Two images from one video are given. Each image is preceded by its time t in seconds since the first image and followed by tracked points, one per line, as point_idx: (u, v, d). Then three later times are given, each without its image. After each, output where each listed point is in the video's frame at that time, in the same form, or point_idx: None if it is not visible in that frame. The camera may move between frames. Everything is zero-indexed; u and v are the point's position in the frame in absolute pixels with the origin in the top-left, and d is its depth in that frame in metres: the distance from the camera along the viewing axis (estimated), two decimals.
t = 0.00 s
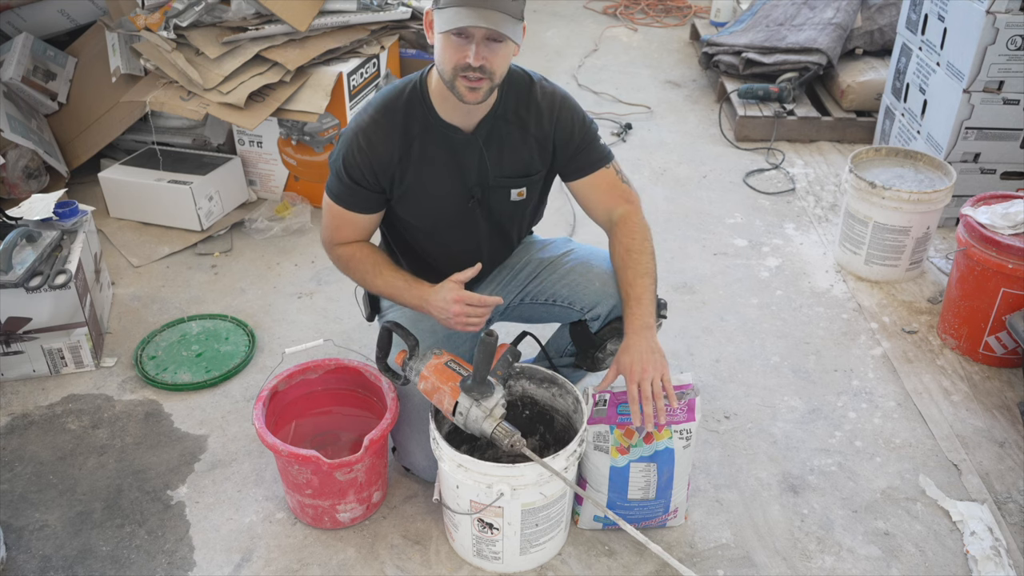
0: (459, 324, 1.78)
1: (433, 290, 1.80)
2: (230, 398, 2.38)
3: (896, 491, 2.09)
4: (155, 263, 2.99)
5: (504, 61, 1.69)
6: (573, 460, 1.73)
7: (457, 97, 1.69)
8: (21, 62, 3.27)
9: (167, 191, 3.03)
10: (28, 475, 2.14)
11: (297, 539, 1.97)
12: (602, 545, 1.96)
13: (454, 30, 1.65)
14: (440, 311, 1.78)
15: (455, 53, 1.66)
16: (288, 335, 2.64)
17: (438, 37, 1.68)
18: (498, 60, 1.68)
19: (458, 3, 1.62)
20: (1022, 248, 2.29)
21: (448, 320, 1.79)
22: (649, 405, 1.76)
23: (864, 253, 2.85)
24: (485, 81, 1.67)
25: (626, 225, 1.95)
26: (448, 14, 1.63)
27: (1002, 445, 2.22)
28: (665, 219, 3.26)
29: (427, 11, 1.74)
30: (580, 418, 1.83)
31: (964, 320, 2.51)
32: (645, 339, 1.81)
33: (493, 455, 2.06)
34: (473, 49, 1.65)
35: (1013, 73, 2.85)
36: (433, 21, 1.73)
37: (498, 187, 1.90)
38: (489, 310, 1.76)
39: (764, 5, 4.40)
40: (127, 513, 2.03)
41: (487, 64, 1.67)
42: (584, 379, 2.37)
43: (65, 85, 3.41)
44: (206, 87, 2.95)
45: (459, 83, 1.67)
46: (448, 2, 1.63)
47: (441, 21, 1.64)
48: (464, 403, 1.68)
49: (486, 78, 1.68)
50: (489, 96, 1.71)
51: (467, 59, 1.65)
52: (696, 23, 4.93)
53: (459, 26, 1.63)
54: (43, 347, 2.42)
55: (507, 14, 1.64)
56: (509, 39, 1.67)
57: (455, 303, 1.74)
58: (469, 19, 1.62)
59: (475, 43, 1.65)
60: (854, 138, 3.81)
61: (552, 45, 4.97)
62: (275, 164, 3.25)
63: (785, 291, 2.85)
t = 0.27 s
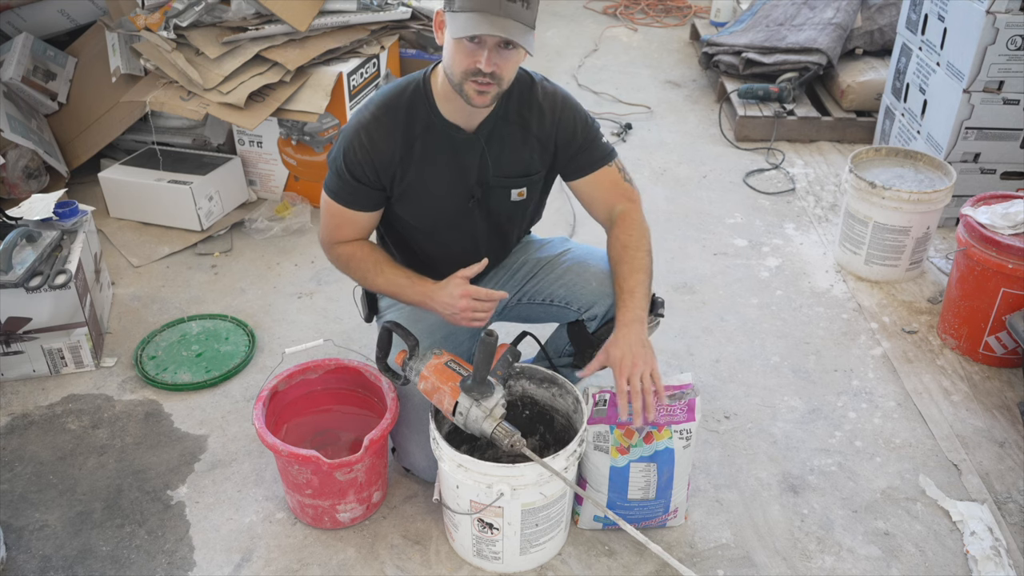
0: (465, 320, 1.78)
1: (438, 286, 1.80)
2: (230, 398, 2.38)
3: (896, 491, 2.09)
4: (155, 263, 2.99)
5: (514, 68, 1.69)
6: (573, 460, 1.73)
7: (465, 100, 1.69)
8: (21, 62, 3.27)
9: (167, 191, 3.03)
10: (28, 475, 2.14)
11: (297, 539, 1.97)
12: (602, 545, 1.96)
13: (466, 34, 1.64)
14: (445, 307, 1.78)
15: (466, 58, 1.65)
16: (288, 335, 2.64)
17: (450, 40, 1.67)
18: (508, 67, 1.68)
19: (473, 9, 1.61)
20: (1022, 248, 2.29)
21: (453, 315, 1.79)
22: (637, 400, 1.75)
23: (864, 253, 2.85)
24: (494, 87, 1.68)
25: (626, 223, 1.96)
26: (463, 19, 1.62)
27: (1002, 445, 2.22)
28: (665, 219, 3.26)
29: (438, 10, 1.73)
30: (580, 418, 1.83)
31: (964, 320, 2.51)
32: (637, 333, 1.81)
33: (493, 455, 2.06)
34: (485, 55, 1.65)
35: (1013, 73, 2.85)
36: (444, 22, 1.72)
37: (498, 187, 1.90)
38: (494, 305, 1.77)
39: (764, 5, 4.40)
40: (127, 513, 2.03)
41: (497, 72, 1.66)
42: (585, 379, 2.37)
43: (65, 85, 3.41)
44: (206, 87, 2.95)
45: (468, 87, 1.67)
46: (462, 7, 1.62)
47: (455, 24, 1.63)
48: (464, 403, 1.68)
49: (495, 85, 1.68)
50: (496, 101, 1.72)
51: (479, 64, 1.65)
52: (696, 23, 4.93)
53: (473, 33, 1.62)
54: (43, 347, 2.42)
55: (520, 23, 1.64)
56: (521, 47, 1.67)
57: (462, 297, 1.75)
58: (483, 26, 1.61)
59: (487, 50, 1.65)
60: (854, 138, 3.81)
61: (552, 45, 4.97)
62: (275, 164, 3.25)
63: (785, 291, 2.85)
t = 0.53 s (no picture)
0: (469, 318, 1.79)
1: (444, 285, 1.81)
2: (230, 398, 2.38)
3: (896, 491, 2.09)
4: (155, 263, 2.99)
5: (515, 61, 1.69)
6: (573, 460, 1.73)
7: (467, 96, 1.70)
8: (21, 62, 3.27)
9: (167, 191, 3.03)
10: (28, 475, 2.14)
11: (297, 539, 1.97)
12: (602, 545, 1.96)
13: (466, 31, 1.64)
14: (450, 306, 1.78)
15: (466, 55, 1.65)
16: (288, 335, 2.64)
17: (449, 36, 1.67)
18: (509, 61, 1.68)
19: (472, 6, 1.61)
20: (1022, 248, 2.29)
21: (457, 314, 1.79)
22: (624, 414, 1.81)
23: (864, 253, 2.85)
24: (495, 82, 1.68)
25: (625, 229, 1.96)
26: (462, 16, 1.62)
27: (1002, 445, 2.22)
28: (665, 219, 3.26)
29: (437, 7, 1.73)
30: (580, 418, 1.83)
31: (964, 320, 2.51)
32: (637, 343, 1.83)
33: (493, 455, 2.06)
34: (485, 51, 1.65)
35: (1013, 73, 2.85)
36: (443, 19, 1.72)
37: (498, 185, 1.90)
38: (499, 304, 1.79)
39: (764, 5, 4.40)
40: (127, 513, 2.03)
41: (498, 66, 1.66)
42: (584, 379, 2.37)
43: (65, 85, 3.41)
44: (206, 87, 2.95)
45: (469, 84, 1.67)
46: (460, 4, 1.62)
47: (454, 22, 1.63)
48: (464, 403, 1.68)
49: (496, 79, 1.68)
50: (497, 96, 1.72)
51: (479, 60, 1.65)
52: (696, 24, 4.93)
53: (472, 29, 1.62)
54: (43, 347, 2.42)
55: (520, 17, 1.63)
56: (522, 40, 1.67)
57: (467, 297, 1.76)
58: (482, 23, 1.61)
59: (487, 45, 1.65)
60: (854, 138, 3.81)
61: (552, 45, 4.97)
62: (275, 164, 3.25)
63: (785, 291, 2.85)
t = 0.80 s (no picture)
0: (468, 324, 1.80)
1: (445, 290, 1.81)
2: (230, 398, 2.38)
3: (896, 491, 2.09)
4: (155, 263, 2.99)
5: (513, 57, 1.69)
6: (573, 460, 1.73)
7: (467, 93, 1.69)
8: (21, 62, 3.27)
9: (167, 191, 3.03)
10: (28, 475, 2.14)
11: (297, 539, 1.97)
12: (602, 545, 1.96)
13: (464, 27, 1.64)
14: (451, 311, 1.79)
15: (465, 51, 1.65)
16: (288, 335, 2.64)
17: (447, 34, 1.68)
18: (507, 56, 1.68)
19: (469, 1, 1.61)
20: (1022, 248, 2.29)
21: (458, 320, 1.80)
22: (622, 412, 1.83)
23: (864, 253, 2.85)
24: (494, 77, 1.67)
25: (627, 229, 1.96)
26: (460, 12, 1.62)
27: (1002, 445, 2.22)
28: (665, 219, 3.26)
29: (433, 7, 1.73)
30: (580, 418, 1.83)
31: (964, 320, 2.51)
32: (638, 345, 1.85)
33: (493, 455, 2.06)
34: (484, 46, 1.65)
35: (1013, 73, 2.85)
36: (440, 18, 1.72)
37: (499, 185, 1.90)
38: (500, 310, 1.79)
39: (764, 5, 4.40)
40: (127, 513, 2.03)
41: (497, 62, 1.66)
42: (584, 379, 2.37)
43: (65, 85, 3.41)
44: (206, 87, 2.95)
45: (469, 80, 1.67)
46: None
47: (452, 18, 1.63)
48: (464, 403, 1.68)
49: (494, 74, 1.67)
50: (497, 92, 1.71)
51: (478, 56, 1.65)
52: (696, 24, 4.93)
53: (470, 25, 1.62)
54: (43, 347, 2.42)
55: (517, 11, 1.64)
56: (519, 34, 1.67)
57: (469, 303, 1.76)
58: (480, 19, 1.61)
59: (485, 41, 1.65)
60: (854, 138, 3.81)
61: (552, 45, 4.97)
62: (275, 164, 3.25)
63: (785, 291, 2.85)
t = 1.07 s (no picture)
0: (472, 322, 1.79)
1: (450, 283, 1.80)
2: (230, 398, 2.38)
3: (896, 491, 2.09)
4: (155, 263, 2.99)
5: (518, 57, 1.69)
6: (573, 460, 1.73)
7: (471, 91, 1.69)
8: (21, 62, 3.27)
9: (167, 191, 3.03)
10: (28, 475, 2.14)
11: (297, 539, 1.97)
12: (602, 545, 1.96)
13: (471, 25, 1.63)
14: (454, 305, 1.78)
15: (471, 49, 1.65)
16: (288, 335, 2.64)
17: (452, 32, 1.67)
18: (513, 57, 1.68)
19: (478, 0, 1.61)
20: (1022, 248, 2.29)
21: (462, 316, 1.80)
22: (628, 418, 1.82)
23: (864, 253, 2.85)
24: (499, 77, 1.67)
25: (628, 233, 1.95)
26: (467, 10, 1.62)
27: (1002, 445, 2.22)
28: (665, 219, 3.26)
29: (439, 4, 1.73)
30: (580, 418, 1.83)
31: (964, 320, 2.51)
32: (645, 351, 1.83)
33: (493, 455, 2.06)
34: (490, 46, 1.65)
35: (1013, 73, 2.85)
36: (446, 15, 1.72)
37: (498, 184, 1.90)
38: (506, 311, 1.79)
39: (764, 5, 4.40)
40: (127, 513, 2.03)
41: (502, 62, 1.66)
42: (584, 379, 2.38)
43: (65, 85, 3.41)
44: (206, 87, 2.95)
45: (473, 78, 1.67)
46: None
47: (459, 16, 1.63)
48: (464, 403, 1.68)
49: (500, 74, 1.67)
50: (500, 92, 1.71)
51: (484, 56, 1.65)
52: (696, 24, 4.93)
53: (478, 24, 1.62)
54: (43, 347, 2.42)
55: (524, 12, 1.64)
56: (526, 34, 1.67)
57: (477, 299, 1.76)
58: (487, 18, 1.61)
59: (492, 40, 1.65)
60: (853, 138, 3.81)
61: (552, 45, 4.97)
62: (275, 164, 3.25)
63: (785, 291, 2.85)
